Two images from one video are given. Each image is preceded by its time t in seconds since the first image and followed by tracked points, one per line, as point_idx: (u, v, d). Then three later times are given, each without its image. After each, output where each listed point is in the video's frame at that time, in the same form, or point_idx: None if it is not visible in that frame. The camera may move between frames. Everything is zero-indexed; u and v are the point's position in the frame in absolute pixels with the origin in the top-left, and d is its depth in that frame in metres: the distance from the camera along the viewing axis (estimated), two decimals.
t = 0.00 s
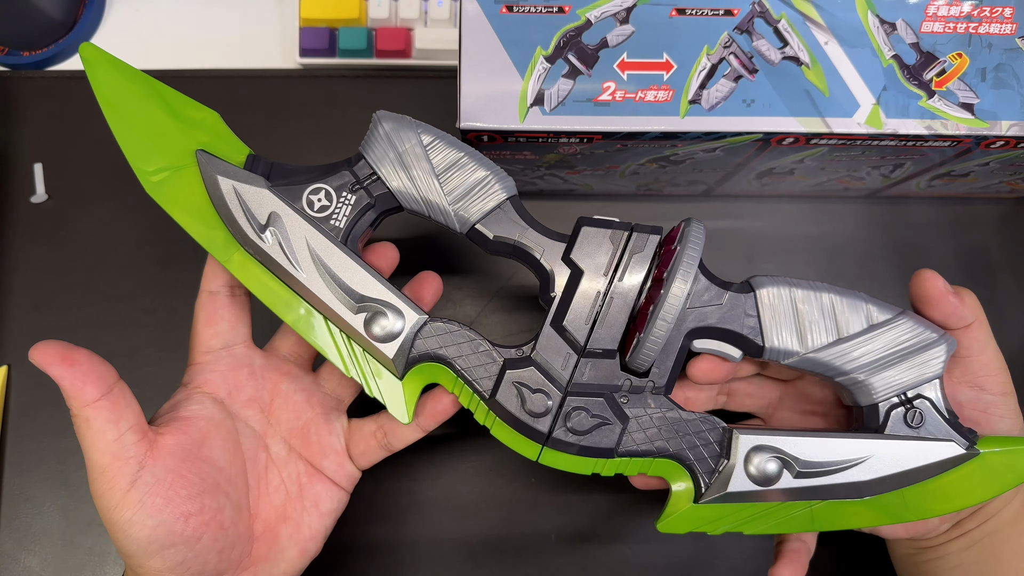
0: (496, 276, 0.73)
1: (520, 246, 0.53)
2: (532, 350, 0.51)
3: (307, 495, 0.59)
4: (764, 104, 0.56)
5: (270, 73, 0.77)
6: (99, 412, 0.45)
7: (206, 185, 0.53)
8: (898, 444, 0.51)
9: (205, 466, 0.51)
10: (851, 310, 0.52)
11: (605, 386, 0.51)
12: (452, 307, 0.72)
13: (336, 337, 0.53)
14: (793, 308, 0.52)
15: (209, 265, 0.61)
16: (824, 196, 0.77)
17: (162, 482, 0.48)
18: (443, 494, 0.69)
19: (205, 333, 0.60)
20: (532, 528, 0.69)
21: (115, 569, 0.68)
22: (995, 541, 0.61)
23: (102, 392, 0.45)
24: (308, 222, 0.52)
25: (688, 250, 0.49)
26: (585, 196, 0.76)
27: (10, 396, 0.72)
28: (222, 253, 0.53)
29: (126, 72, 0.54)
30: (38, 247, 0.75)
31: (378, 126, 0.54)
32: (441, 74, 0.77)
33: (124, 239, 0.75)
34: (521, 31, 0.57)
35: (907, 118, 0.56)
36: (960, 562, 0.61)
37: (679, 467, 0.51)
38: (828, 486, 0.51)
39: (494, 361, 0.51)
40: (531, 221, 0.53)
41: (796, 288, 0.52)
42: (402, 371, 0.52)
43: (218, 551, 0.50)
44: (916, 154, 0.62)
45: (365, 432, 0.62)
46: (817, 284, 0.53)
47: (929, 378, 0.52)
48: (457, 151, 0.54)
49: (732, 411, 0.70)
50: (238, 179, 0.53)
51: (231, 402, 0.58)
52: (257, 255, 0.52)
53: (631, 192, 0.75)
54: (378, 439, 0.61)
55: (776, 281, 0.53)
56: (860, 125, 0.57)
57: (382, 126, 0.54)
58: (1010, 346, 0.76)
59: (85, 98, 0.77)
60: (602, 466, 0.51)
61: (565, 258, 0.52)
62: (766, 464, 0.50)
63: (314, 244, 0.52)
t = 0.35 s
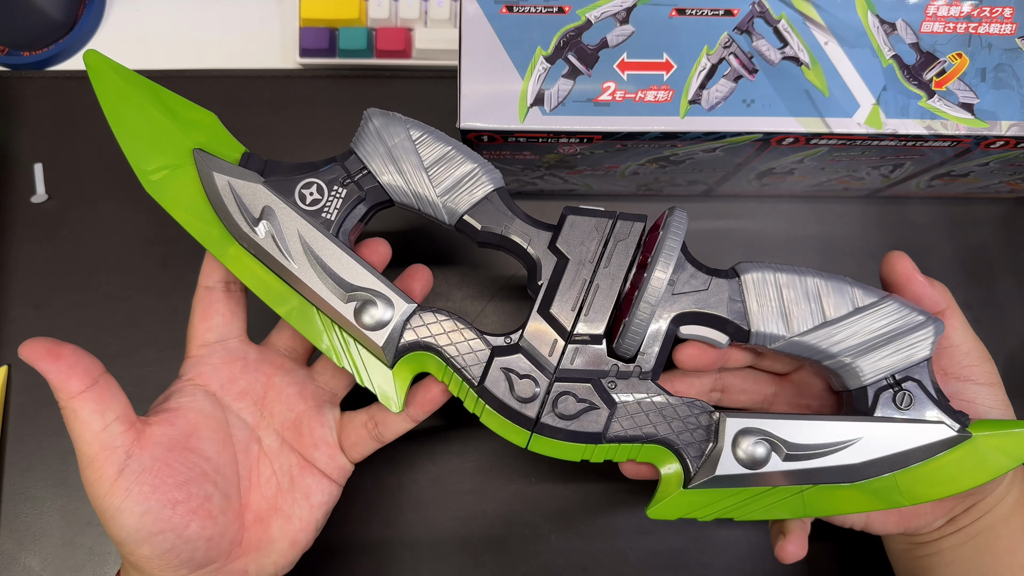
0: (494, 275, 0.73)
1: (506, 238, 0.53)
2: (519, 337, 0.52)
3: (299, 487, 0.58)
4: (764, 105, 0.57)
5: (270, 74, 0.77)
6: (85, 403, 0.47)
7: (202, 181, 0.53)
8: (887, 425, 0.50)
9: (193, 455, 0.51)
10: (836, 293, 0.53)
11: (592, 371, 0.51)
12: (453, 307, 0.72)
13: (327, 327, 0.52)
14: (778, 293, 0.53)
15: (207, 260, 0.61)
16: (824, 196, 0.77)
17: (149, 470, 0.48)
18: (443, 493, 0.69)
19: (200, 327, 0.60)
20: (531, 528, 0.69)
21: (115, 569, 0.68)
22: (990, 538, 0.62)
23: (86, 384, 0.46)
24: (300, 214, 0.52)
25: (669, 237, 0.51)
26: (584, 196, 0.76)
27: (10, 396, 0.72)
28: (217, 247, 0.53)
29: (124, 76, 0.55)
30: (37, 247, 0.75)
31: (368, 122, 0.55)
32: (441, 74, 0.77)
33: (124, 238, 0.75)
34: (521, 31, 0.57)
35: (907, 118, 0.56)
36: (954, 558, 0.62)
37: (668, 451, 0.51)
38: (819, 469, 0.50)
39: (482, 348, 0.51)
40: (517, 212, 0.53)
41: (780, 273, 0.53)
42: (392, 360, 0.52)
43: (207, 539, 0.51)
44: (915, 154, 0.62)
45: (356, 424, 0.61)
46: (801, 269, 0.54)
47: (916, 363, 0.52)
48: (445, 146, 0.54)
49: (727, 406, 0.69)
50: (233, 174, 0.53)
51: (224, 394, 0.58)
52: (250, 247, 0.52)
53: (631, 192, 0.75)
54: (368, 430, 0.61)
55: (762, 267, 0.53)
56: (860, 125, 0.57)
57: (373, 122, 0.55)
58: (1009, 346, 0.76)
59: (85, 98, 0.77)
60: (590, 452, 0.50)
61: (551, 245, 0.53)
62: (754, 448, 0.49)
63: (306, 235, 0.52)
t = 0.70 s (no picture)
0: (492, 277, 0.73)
1: (485, 239, 0.53)
2: (492, 341, 0.51)
3: (258, 473, 0.59)
4: (764, 105, 0.56)
5: (270, 73, 0.77)
6: (39, 380, 0.50)
7: (182, 158, 0.52)
8: (855, 457, 0.51)
9: (147, 434, 0.54)
10: (814, 319, 0.52)
11: (563, 380, 0.51)
12: (453, 307, 0.72)
13: (300, 316, 0.52)
14: (756, 314, 0.52)
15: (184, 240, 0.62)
16: (825, 196, 0.77)
17: (101, 446, 0.51)
18: (444, 494, 0.70)
19: (173, 308, 0.62)
20: (531, 528, 0.69)
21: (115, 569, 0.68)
22: (955, 558, 0.62)
23: (38, 362, 0.50)
24: (277, 200, 0.52)
25: (650, 251, 0.50)
26: (584, 197, 0.76)
27: (10, 396, 0.72)
28: (192, 228, 0.53)
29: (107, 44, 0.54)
30: (37, 248, 0.75)
31: (354, 110, 0.54)
32: (440, 74, 0.77)
33: (124, 238, 0.75)
34: (521, 31, 0.57)
35: (907, 118, 0.56)
36: None
37: (632, 466, 0.51)
38: (782, 494, 0.50)
39: (452, 349, 0.51)
40: (500, 214, 0.53)
41: (759, 294, 0.52)
42: (360, 356, 0.52)
43: (159, 515, 0.54)
44: (916, 153, 0.62)
45: (321, 414, 0.60)
46: (782, 290, 0.53)
47: (890, 395, 0.52)
48: (431, 139, 0.54)
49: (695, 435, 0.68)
50: (213, 154, 0.52)
51: (189, 376, 0.60)
52: (224, 230, 0.52)
53: (631, 192, 0.75)
54: (332, 421, 0.59)
55: (742, 286, 0.53)
56: (860, 125, 0.57)
57: (358, 110, 0.54)
58: (1009, 347, 0.76)
59: (85, 97, 0.77)
60: (555, 462, 0.50)
61: (530, 249, 0.52)
62: (719, 470, 0.49)
63: (281, 222, 0.51)
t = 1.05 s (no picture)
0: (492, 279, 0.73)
1: (480, 245, 0.53)
2: (483, 349, 0.51)
3: (248, 465, 0.60)
4: (763, 104, 0.56)
5: (270, 73, 0.77)
6: (37, 364, 0.52)
7: (168, 149, 0.52)
8: (846, 480, 0.50)
9: (140, 420, 0.55)
10: (810, 338, 0.52)
11: (555, 392, 0.51)
12: (451, 309, 0.73)
13: (286, 315, 0.51)
14: (752, 331, 0.52)
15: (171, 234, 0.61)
16: (825, 196, 0.77)
17: (94, 431, 0.53)
18: (443, 494, 0.70)
19: (167, 304, 0.62)
20: (531, 529, 0.69)
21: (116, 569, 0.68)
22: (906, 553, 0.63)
23: (34, 346, 0.51)
24: (266, 195, 0.51)
25: (649, 262, 0.50)
26: (584, 197, 0.76)
27: (10, 396, 0.72)
28: (177, 220, 0.52)
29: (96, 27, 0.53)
30: (38, 248, 0.75)
31: (350, 106, 0.54)
32: (440, 74, 0.77)
33: (124, 238, 0.75)
34: (522, 31, 0.57)
35: (907, 118, 0.56)
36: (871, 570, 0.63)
37: (622, 482, 0.51)
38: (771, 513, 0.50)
39: (444, 357, 0.51)
40: (496, 219, 0.53)
41: (756, 311, 0.53)
42: (347, 359, 0.51)
43: (150, 499, 0.55)
44: (916, 153, 0.62)
45: (313, 414, 0.60)
46: (778, 308, 0.53)
47: (883, 418, 0.52)
48: (428, 139, 0.54)
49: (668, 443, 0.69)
50: (201, 145, 0.52)
51: (184, 365, 0.60)
52: (211, 224, 0.51)
53: (631, 192, 0.75)
54: (321, 422, 0.59)
55: (738, 302, 0.53)
56: (860, 125, 0.57)
57: (354, 106, 0.54)
58: (1009, 347, 0.76)
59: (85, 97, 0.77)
60: (543, 474, 0.50)
61: (526, 257, 0.52)
62: (709, 488, 0.49)
63: (269, 217, 0.51)
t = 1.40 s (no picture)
0: (493, 277, 0.73)
1: (490, 245, 0.53)
2: (495, 350, 0.51)
3: (254, 461, 0.60)
4: (764, 104, 0.56)
5: (270, 73, 0.77)
6: (47, 360, 0.52)
7: (174, 153, 0.51)
8: (858, 475, 0.50)
9: (150, 415, 0.55)
10: (820, 336, 0.52)
11: (566, 393, 0.51)
12: (451, 308, 0.73)
13: (296, 320, 0.51)
14: (762, 328, 0.52)
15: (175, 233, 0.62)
16: (825, 196, 0.77)
17: (104, 426, 0.53)
18: (443, 494, 0.70)
19: (173, 300, 0.63)
20: (531, 529, 0.69)
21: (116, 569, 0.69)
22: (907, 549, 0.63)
23: (44, 342, 0.51)
24: (275, 199, 0.51)
25: (660, 260, 0.50)
26: (584, 197, 0.76)
27: (10, 395, 0.72)
28: (184, 226, 0.52)
29: (101, 32, 0.52)
30: (38, 248, 0.75)
31: (357, 110, 0.54)
32: (440, 74, 0.77)
33: (125, 238, 0.75)
34: (521, 31, 0.57)
35: (907, 118, 0.56)
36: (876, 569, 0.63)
37: (635, 481, 0.51)
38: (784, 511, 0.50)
39: (455, 360, 0.50)
40: (505, 220, 0.53)
41: (765, 309, 0.53)
42: (358, 362, 0.51)
43: (160, 494, 0.56)
44: (915, 153, 0.62)
45: (317, 412, 0.59)
46: (787, 306, 0.53)
47: (893, 413, 0.52)
48: (436, 142, 0.54)
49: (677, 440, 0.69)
50: (208, 149, 0.52)
51: (193, 361, 0.61)
52: (219, 229, 0.51)
53: (631, 192, 0.75)
54: (325, 421, 0.58)
55: (748, 301, 0.53)
56: (860, 125, 0.56)
57: (362, 110, 0.54)
58: (1009, 347, 0.76)
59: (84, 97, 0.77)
60: (556, 475, 0.50)
61: (535, 258, 0.52)
62: (723, 486, 0.49)
63: (278, 221, 0.50)
